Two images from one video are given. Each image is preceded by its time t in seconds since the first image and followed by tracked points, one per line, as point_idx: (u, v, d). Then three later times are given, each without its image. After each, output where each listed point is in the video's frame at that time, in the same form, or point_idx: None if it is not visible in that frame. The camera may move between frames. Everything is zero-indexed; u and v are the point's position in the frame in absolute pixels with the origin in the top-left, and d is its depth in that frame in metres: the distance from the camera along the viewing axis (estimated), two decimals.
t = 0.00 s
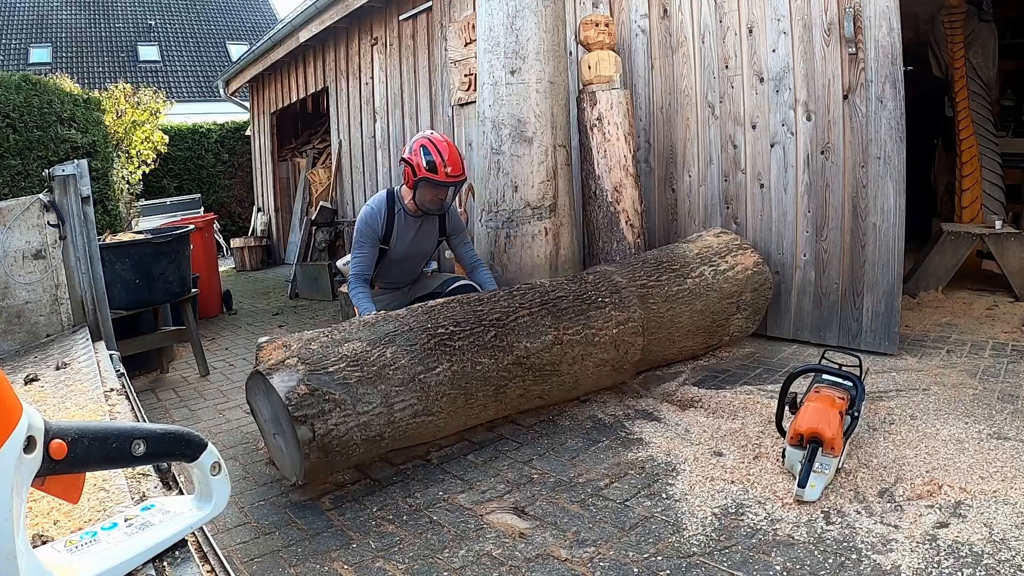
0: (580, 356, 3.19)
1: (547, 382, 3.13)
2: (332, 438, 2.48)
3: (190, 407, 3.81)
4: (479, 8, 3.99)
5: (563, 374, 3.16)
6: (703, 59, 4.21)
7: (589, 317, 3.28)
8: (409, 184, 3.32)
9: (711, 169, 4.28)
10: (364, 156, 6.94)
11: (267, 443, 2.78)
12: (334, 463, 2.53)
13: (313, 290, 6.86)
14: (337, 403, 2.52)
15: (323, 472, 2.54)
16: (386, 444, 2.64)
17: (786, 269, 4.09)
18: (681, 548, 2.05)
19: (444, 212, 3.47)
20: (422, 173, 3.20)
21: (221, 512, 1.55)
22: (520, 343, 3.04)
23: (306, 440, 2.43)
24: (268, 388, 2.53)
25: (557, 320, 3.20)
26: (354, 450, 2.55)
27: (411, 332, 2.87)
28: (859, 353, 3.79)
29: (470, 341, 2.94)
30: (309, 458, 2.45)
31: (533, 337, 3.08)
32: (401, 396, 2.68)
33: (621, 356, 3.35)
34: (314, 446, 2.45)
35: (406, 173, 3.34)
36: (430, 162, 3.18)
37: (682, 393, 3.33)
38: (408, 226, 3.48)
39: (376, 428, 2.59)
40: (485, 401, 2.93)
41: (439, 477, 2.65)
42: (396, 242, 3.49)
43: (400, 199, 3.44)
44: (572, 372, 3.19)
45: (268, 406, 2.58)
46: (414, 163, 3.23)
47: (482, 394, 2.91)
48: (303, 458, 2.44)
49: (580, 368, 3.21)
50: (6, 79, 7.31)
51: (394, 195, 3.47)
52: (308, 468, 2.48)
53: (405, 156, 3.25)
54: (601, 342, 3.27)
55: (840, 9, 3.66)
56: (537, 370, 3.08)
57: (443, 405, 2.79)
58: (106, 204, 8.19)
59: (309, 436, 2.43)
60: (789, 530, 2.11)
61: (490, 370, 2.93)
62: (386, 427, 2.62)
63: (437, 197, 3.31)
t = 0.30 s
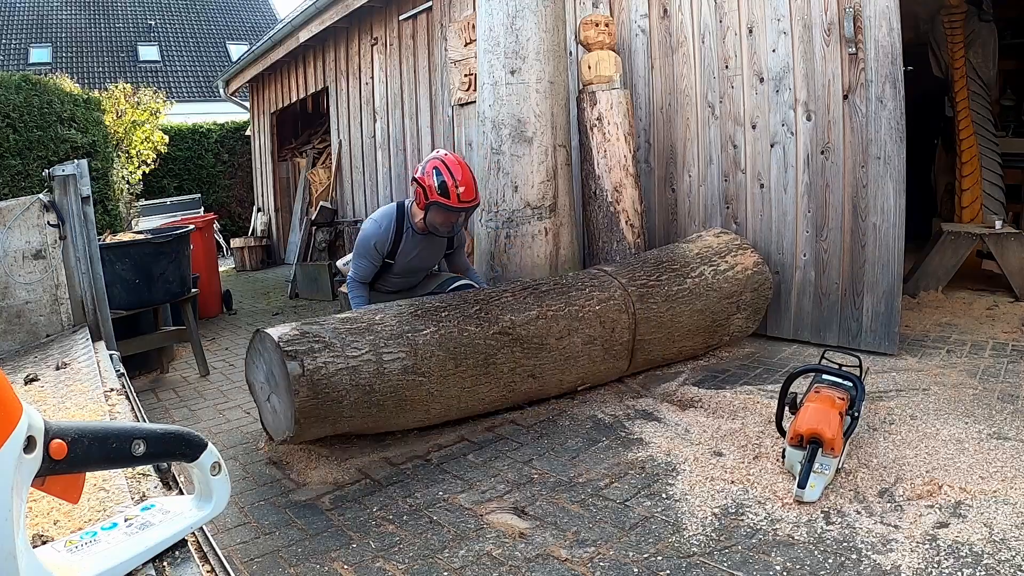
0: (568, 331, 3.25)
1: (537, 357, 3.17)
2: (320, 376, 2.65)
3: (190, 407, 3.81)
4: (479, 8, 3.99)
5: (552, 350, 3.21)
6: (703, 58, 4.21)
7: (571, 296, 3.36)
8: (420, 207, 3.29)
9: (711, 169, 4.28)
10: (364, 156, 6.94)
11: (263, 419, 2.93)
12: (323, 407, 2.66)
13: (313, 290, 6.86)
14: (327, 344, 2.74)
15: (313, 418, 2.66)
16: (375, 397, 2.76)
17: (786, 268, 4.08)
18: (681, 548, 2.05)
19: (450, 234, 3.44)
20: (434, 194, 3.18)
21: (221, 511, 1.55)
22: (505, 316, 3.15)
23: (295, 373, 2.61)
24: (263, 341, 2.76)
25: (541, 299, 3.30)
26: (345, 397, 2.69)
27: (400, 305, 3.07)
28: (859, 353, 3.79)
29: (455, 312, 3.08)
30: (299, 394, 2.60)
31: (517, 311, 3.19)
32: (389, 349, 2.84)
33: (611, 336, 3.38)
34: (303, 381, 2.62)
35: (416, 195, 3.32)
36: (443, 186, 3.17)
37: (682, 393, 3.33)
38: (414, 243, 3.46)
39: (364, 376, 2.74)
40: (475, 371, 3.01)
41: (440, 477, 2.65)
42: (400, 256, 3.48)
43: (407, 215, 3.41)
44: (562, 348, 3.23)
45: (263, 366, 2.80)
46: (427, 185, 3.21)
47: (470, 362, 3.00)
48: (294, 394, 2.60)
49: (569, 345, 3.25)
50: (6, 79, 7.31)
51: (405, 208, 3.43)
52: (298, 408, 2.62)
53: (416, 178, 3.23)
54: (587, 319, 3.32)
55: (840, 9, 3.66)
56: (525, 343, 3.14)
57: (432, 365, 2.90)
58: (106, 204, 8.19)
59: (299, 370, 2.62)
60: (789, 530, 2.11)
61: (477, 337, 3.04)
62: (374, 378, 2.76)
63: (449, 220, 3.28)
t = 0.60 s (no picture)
0: (586, 369, 3.18)
1: (552, 393, 3.11)
2: (335, 461, 2.43)
3: (190, 407, 3.81)
4: (479, 8, 3.99)
5: (568, 386, 3.13)
6: (703, 59, 4.21)
7: (596, 328, 3.26)
8: (440, 211, 3.27)
9: (711, 169, 4.28)
10: (364, 156, 6.94)
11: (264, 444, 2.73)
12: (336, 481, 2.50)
13: (313, 291, 6.86)
14: (342, 425, 2.46)
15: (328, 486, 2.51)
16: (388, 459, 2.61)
17: (786, 268, 4.08)
18: (680, 548, 2.05)
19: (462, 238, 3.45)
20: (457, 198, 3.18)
21: (222, 511, 1.55)
22: (527, 356, 3.00)
23: (309, 462, 2.38)
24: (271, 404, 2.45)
25: (564, 331, 3.16)
26: (357, 468, 2.52)
27: (416, 343, 2.80)
28: (859, 353, 3.79)
29: (476, 353, 2.88)
30: (311, 479, 2.41)
31: (540, 350, 3.05)
32: (405, 414, 2.63)
33: (626, 367, 3.35)
34: (318, 468, 2.40)
35: (433, 200, 3.28)
36: (467, 190, 3.17)
37: (682, 394, 3.33)
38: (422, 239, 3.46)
39: (378, 446, 2.55)
40: (486, 413, 2.90)
41: (440, 477, 2.65)
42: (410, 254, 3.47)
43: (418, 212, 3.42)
44: (577, 381, 3.16)
45: (269, 419, 2.53)
46: (449, 189, 3.19)
47: (485, 407, 2.88)
48: (306, 479, 2.40)
49: (584, 379, 3.19)
50: (6, 79, 7.31)
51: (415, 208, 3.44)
52: (311, 488, 2.44)
53: (436, 184, 3.19)
54: (608, 354, 3.26)
55: (840, 9, 3.66)
56: (541, 382, 3.05)
57: (445, 420, 2.76)
58: (106, 204, 8.19)
59: (313, 458, 2.39)
60: (789, 530, 2.11)
61: (496, 383, 2.90)
62: (388, 444, 2.59)
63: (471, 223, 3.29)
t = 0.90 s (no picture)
0: (599, 396, 3.14)
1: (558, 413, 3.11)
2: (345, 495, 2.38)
3: (190, 407, 3.81)
4: (479, 7, 3.99)
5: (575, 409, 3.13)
6: (703, 59, 4.21)
7: (621, 361, 3.16)
8: (423, 183, 3.28)
9: (711, 170, 4.28)
10: (364, 156, 6.93)
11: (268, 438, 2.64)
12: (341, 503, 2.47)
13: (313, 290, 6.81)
14: (357, 464, 2.38)
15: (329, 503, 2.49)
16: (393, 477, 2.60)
17: (786, 268, 4.09)
18: (680, 548, 2.05)
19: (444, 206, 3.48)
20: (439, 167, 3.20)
21: (222, 511, 1.55)
22: (546, 386, 2.96)
23: (320, 495, 2.32)
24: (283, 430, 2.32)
25: (590, 361, 3.07)
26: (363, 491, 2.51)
27: (442, 369, 2.67)
28: (859, 353, 3.79)
29: (498, 382, 2.81)
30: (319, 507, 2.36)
31: (561, 381, 2.99)
32: (419, 447, 2.57)
33: (638, 395, 3.29)
34: (327, 500, 2.35)
35: (415, 173, 3.29)
36: (450, 158, 3.20)
37: (682, 394, 3.33)
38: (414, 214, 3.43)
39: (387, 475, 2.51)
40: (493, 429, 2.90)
41: (440, 477, 2.65)
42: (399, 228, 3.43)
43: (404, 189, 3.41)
44: (587, 404, 3.14)
45: (278, 434, 2.41)
46: (433, 159, 3.21)
47: (492, 427, 2.88)
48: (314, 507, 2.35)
49: (593, 403, 3.17)
50: (6, 79, 7.31)
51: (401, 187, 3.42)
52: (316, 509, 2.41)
53: (419, 155, 3.21)
54: (626, 387, 3.19)
55: (840, 9, 3.66)
56: (553, 407, 3.03)
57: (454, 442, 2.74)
58: (106, 204, 8.18)
59: (324, 493, 2.32)
60: (789, 530, 2.11)
61: (510, 411, 2.88)
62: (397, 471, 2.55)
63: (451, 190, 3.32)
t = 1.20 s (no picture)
0: (594, 383, 3.13)
1: (556, 404, 3.08)
2: (340, 479, 2.37)
3: (190, 407, 3.81)
4: (479, 7, 3.99)
5: (571, 399, 3.11)
6: (703, 59, 4.21)
7: (611, 345, 3.17)
8: (411, 186, 3.32)
9: (711, 170, 4.28)
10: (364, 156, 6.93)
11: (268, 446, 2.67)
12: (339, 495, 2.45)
13: (313, 291, 6.84)
14: (350, 445, 2.39)
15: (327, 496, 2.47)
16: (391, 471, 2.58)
17: (786, 268, 4.09)
18: (680, 548, 2.05)
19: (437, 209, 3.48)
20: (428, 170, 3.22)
21: (222, 511, 1.55)
22: (538, 371, 2.95)
23: (315, 480, 2.31)
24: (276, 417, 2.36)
25: (578, 346, 3.09)
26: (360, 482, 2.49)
27: (429, 355, 2.71)
28: (859, 353, 3.79)
29: (487, 368, 2.82)
30: (316, 495, 2.35)
31: (551, 366, 2.99)
32: (413, 431, 2.57)
33: (632, 381, 3.28)
34: (322, 486, 2.34)
35: (404, 177, 3.33)
36: (437, 161, 3.21)
37: (682, 394, 3.33)
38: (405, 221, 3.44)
39: (383, 462, 2.50)
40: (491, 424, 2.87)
41: (440, 477, 2.65)
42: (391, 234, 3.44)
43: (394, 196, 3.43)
44: (582, 393, 3.13)
45: (274, 426, 2.44)
46: (420, 163, 3.24)
47: (490, 419, 2.85)
48: (311, 494, 2.34)
49: (590, 392, 3.15)
50: (6, 79, 7.32)
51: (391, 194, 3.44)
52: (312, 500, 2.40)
53: (406, 159, 3.23)
54: (617, 370, 3.18)
55: (840, 9, 3.66)
56: (548, 396, 3.01)
57: (450, 432, 2.72)
58: (106, 204, 8.18)
59: (318, 477, 2.32)
60: (788, 530, 2.11)
61: (504, 398, 2.86)
62: (394, 460, 2.54)
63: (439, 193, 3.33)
